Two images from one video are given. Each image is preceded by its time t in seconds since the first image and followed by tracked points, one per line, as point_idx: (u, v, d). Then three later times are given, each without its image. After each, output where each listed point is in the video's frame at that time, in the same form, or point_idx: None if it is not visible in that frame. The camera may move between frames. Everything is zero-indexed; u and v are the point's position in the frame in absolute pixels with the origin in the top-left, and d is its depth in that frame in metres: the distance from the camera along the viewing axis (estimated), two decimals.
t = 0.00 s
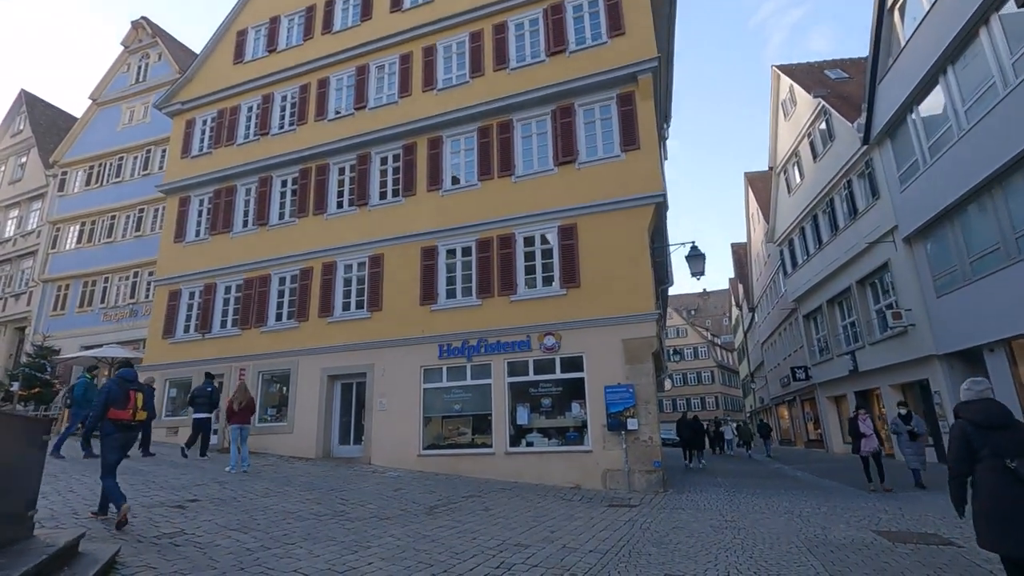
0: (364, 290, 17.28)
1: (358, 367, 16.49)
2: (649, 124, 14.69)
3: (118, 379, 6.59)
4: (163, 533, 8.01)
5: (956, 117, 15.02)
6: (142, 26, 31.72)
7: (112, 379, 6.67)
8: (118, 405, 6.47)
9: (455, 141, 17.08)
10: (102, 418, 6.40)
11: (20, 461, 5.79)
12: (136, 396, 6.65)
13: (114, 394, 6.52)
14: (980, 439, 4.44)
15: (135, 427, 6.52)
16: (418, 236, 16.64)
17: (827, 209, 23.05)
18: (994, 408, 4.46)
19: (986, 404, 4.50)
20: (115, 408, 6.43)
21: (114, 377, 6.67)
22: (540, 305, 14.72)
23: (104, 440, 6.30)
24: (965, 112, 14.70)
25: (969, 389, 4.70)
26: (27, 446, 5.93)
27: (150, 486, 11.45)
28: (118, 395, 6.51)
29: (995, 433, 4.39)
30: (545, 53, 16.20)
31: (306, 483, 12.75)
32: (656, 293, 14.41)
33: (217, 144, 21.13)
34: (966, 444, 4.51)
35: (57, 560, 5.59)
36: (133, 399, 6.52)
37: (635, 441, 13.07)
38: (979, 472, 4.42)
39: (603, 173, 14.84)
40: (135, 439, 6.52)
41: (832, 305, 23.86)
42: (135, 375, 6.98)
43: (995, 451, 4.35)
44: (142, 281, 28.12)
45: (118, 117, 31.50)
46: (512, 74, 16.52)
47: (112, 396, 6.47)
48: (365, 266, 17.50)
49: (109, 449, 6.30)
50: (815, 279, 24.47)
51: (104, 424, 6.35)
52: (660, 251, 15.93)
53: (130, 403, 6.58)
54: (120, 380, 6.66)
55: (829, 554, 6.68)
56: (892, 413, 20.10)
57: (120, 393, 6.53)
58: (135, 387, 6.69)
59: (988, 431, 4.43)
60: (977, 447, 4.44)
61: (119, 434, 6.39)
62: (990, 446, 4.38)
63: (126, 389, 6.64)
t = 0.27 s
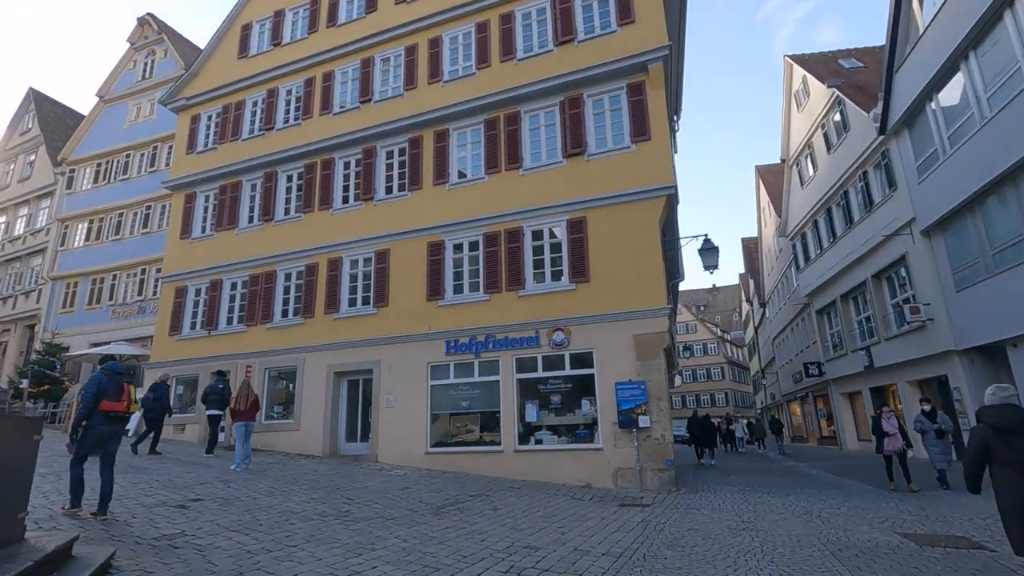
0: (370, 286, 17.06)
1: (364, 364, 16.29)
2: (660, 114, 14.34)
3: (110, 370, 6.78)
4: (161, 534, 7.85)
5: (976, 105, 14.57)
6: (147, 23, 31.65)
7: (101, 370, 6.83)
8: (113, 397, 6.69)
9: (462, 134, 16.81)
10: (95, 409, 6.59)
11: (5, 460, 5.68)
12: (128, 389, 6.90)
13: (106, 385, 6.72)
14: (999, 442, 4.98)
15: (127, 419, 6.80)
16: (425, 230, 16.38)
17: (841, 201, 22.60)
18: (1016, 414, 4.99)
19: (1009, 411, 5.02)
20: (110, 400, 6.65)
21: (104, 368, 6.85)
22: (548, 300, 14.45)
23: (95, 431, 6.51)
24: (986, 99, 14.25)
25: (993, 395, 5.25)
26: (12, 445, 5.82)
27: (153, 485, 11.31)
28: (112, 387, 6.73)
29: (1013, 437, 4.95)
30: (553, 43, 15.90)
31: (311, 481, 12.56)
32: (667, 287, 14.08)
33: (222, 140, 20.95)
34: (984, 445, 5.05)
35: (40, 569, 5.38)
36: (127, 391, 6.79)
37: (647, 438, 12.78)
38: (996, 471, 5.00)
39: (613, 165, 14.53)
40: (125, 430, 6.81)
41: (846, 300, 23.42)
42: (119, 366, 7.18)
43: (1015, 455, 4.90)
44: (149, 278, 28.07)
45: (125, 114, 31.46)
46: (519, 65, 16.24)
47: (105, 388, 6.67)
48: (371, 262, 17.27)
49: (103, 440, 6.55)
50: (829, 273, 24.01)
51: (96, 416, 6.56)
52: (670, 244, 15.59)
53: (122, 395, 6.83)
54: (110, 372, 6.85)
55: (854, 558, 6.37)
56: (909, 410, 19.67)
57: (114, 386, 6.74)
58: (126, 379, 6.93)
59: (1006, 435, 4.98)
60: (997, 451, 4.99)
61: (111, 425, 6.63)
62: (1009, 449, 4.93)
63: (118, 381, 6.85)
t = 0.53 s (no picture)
0: (383, 278, 16.86)
1: (379, 357, 16.11)
2: (679, 98, 13.91)
3: (98, 366, 7.17)
4: (171, 529, 7.70)
5: (1012, 83, 13.93)
6: (161, 18, 31.72)
7: (89, 366, 7.20)
8: (102, 392, 7.09)
9: (475, 122, 16.51)
10: (86, 403, 6.97)
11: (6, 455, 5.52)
12: (116, 382, 7.31)
13: (94, 380, 7.12)
14: None
15: (117, 412, 7.21)
16: (438, 221, 16.12)
17: (866, 188, 21.94)
18: None
19: None
20: (100, 395, 7.04)
21: (91, 364, 7.25)
22: (565, 290, 14.13)
23: (87, 423, 6.92)
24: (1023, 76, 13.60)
25: None
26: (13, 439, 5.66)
27: (167, 478, 11.22)
28: (101, 382, 7.12)
29: None
30: (567, 27, 15.52)
31: (326, 475, 12.40)
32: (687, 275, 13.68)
33: (235, 133, 20.86)
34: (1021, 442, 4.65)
35: (38, 567, 5.20)
36: (116, 385, 7.19)
37: (667, 431, 12.43)
38: None
39: (630, 151, 14.14)
40: (116, 422, 7.22)
41: (871, 289, 22.78)
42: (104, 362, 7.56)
43: None
44: (166, 273, 28.20)
45: (140, 110, 31.58)
46: (533, 50, 15.89)
47: (93, 382, 7.08)
48: (384, 253, 17.06)
49: (96, 432, 6.96)
50: (853, 262, 23.37)
51: (87, 409, 6.97)
52: (690, 232, 15.16)
53: (110, 389, 7.23)
54: (97, 367, 7.23)
55: (895, 558, 5.98)
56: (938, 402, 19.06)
57: (102, 381, 7.14)
58: (113, 373, 7.34)
59: None
60: None
61: (103, 417, 7.04)
62: None
63: (105, 377, 7.24)
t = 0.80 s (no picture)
0: (402, 270, 16.67)
1: (398, 350, 15.94)
2: (704, 80, 13.44)
3: (98, 358, 7.47)
4: (188, 526, 7.57)
5: None
6: (180, 15, 31.88)
7: (91, 358, 7.54)
8: (101, 382, 7.39)
9: (493, 111, 16.19)
10: (87, 394, 7.31)
11: (15, 453, 5.32)
12: (116, 373, 7.59)
13: (94, 371, 7.44)
14: None
15: (118, 401, 7.50)
16: (457, 212, 15.85)
17: (898, 172, 21.16)
18: None
19: None
20: (99, 385, 7.35)
21: (92, 356, 7.57)
22: (586, 281, 13.78)
23: (88, 413, 7.24)
24: None
25: None
26: (21, 437, 5.45)
27: (187, 473, 11.17)
28: (101, 373, 7.43)
29: None
30: (587, 10, 15.11)
31: (346, 469, 12.26)
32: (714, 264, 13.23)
33: (253, 127, 20.81)
34: None
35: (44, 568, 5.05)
36: (115, 375, 7.47)
37: (694, 425, 12.05)
38: None
39: (653, 136, 13.72)
40: (119, 410, 7.51)
41: (904, 278, 22.01)
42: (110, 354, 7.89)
43: None
44: (189, 268, 28.41)
45: (161, 108, 31.81)
46: (551, 35, 15.51)
47: (93, 373, 7.39)
48: (403, 246, 16.85)
49: (97, 421, 7.27)
50: (885, 250, 22.60)
51: (88, 399, 7.28)
52: (716, 220, 14.69)
53: (112, 379, 7.52)
54: (99, 359, 7.54)
55: (949, 561, 5.57)
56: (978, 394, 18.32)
57: (102, 372, 7.44)
58: (113, 364, 7.62)
59: None
60: None
61: (103, 406, 7.34)
62: None
63: (105, 368, 7.55)
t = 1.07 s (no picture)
0: (420, 263, 16.47)
1: (416, 345, 15.75)
2: (729, 62, 12.97)
3: (105, 353, 7.48)
4: (203, 523, 7.42)
5: None
6: (198, 14, 32.03)
7: (101, 352, 7.57)
8: (105, 378, 7.40)
9: (510, 100, 15.87)
10: (91, 389, 7.34)
11: (20, 449, 5.17)
12: (123, 368, 7.60)
13: (102, 366, 7.46)
14: None
15: (122, 397, 7.48)
16: (475, 203, 15.58)
17: (932, 157, 20.38)
18: None
19: None
20: (103, 380, 7.36)
21: (101, 350, 7.59)
22: (608, 272, 13.42)
23: (92, 408, 7.27)
24: None
25: None
26: (28, 433, 5.30)
27: (206, 468, 11.10)
28: (105, 369, 7.44)
29: None
30: None
31: (365, 464, 12.11)
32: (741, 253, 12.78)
33: (270, 122, 20.76)
34: None
35: (50, 568, 4.89)
36: (118, 372, 7.45)
37: (721, 419, 11.66)
38: None
39: (676, 122, 13.29)
40: (122, 407, 7.50)
41: (938, 267, 21.23)
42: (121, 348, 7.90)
43: None
44: (211, 265, 28.61)
45: (181, 106, 32.03)
46: (569, 20, 15.13)
47: (100, 368, 7.42)
48: (420, 239, 16.65)
49: (98, 416, 7.30)
50: (917, 238, 21.82)
51: (93, 394, 7.31)
52: (742, 208, 14.22)
53: (117, 375, 7.51)
54: (107, 354, 7.55)
55: (1007, 566, 5.15)
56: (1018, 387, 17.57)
57: (106, 368, 7.45)
58: (121, 359, 7.63)
59: None
60: None
61: (106, 402, 7.36)
62: None
63: (111, 363, 7.55)
